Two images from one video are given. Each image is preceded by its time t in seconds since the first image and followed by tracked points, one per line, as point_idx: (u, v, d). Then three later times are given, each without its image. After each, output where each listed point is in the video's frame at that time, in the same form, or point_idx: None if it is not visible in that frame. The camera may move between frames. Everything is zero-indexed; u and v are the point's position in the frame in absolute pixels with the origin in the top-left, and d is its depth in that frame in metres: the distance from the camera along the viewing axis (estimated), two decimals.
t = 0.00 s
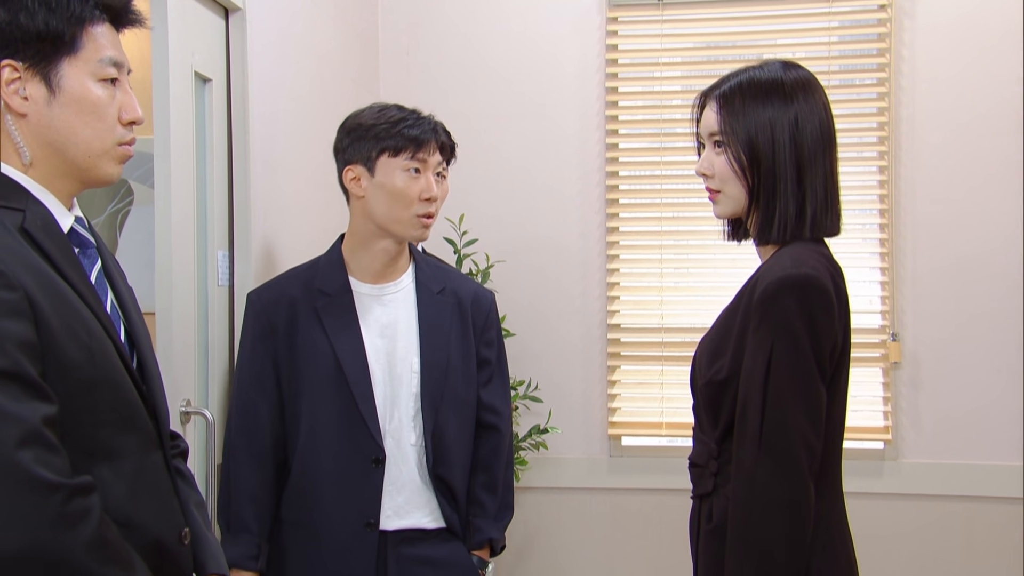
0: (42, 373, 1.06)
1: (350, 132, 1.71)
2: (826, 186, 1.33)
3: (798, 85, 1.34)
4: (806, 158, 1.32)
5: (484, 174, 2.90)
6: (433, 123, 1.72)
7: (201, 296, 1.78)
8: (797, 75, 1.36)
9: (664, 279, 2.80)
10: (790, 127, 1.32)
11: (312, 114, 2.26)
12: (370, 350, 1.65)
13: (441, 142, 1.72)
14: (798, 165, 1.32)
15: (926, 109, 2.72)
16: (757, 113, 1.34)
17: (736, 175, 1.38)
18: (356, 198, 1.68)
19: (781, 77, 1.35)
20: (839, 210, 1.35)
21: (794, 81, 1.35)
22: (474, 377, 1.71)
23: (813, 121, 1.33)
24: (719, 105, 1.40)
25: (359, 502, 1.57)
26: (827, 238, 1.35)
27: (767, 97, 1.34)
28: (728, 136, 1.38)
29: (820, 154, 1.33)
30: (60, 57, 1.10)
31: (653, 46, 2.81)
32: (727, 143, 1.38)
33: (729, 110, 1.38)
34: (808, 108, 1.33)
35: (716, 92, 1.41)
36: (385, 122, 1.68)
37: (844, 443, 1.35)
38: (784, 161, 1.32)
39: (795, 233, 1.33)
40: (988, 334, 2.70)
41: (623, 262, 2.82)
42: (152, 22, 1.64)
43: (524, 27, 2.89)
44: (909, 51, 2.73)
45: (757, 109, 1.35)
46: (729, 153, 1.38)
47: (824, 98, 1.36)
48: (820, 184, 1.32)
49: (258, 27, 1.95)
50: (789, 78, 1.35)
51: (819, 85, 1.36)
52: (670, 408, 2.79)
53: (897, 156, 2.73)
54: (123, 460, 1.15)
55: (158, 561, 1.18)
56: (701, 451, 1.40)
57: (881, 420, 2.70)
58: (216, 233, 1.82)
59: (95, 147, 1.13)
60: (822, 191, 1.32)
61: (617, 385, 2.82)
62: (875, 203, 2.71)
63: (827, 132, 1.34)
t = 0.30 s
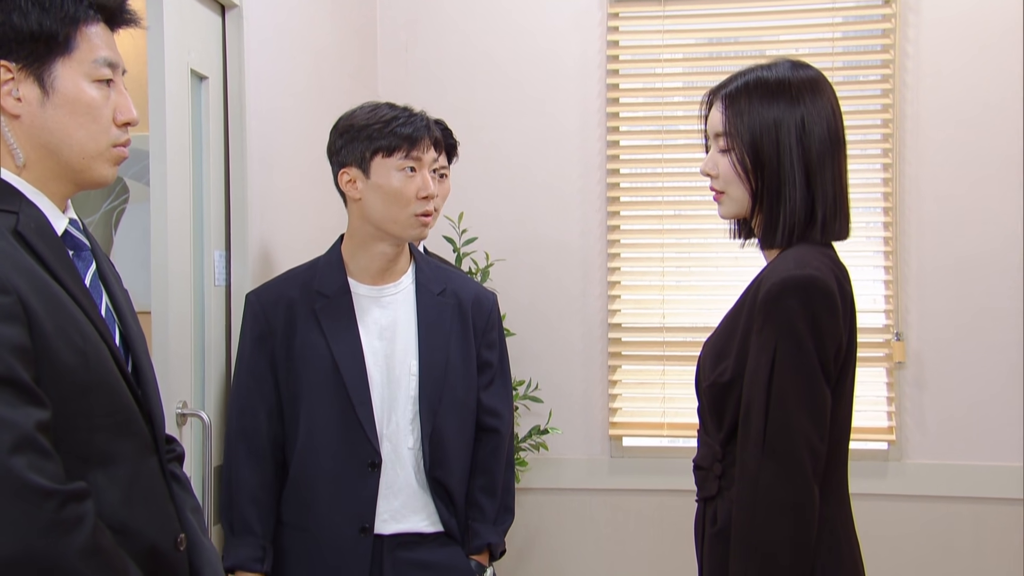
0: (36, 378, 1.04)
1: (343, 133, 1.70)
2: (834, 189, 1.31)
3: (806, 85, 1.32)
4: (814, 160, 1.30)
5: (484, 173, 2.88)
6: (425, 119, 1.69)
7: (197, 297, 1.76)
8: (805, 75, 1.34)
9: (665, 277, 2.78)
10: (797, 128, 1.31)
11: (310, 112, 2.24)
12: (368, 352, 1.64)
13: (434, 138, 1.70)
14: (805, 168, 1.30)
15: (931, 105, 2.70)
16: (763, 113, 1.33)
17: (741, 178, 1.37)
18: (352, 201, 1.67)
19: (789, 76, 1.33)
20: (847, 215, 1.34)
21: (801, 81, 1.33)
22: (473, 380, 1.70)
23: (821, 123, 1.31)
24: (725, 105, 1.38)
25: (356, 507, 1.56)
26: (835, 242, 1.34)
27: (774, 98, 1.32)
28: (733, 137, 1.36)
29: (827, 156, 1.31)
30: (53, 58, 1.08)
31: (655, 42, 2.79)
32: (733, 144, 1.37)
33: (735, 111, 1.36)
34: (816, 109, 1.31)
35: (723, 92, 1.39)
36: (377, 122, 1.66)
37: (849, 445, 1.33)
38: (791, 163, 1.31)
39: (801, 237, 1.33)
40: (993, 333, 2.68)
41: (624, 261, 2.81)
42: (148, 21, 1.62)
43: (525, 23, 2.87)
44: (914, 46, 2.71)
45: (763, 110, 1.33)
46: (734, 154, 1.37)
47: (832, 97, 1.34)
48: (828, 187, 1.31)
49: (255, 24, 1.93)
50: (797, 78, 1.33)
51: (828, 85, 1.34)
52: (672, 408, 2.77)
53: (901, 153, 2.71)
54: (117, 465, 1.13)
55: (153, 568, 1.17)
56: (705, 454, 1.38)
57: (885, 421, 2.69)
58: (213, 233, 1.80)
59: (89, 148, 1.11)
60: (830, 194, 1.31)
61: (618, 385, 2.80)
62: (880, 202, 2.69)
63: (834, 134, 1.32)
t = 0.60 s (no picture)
0: (30, 382, 1.03)
1: (346, 131, 1.67)
2: (835, 193, 1.29)
3: (806, 87, 1.30)
4: (813, 164, 1.28)
5: (484, 170, 2.86)
6: (429, 118, 1.68)
7: (193, 297, 1.75)
8: (805, 76, 1.31)
9: (667, 276, 2.77)
10: (795, 132, 1.29)
11: (306, 108, 2.22)
12: (368, 353, 1.62)
13: (438, 138, 1.68)
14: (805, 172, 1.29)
15: (936, 101, 2.68)
16: (761, 117, 1.31)
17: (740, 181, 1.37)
18: (353, 199, 1.65)
19: (788, 78, 1.31)
20: (854, 220, 1.32)
21: (800, 82, 1.31)
22: (475, 381, 1.68)
23: (820, 126, 1.29)
24: (724, 107, 1.37)
25: (355, 511, 1.54)
26: (842, 249, 1.33)
27: (771, 101, 1.31)
28: (732, 141, 1.35)
29: (827, 160, 1.29)
30: (46, 57, 1.07)
31: (656, 38, 2.77)
32: (732, 148, 1.36)
33: (734, 115, 1.35)
34: (814, 112, 1.29)
35: (722, 94, 1.38)
36: (380, 120, 1.64)
37: (854, 446, 1.32)
38: (789, 167, 1.29)
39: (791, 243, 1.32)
40: (997, 332, 2.66)
41: (624, 259, 2.79)
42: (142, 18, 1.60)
43: (526, 20, 2.85)
44: (918, 42, 2.69)
45: (761, 113, 1.31)
46: (733, 158, 1.36)
47: (834, 98, 1.31)
48: (829, 191, 1.29)
49: (252, 20, 1.91)
50: (796, 79, 1.31)
51: (829, 85, 1.32)
52: (673, 408, 2.76)
53: (905, 151, 2.69)
54: (112, 469, 1.12)
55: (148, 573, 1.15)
56: (708, 456, 1.36)
57: (889, 421, 2.67)
58: (209, 232, 1.79)
59: (83, 149, 1.09)
60: (831, 198, 1.29)
61: (619, 384, 2.79)
62: (883, 199, 2.67)
63: (835, 136, 1.30)
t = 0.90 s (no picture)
0: (22, 385, 1.01)
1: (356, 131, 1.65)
2: (820, 195, 1.28)
3: (794, 87, 1.30)
4: (794, 165, 1.28)
5: (484, 167, 2.84)
6: (412, 123, 1.56)
7: (189, 295, 1.73)
8: (795, 76, 1.31)
9: (668, 273, 2.76)
10: (778, 133, 1.29)
11: (303, 104, 2.20)
12: (369, 350, 1.58)
13: (415, 142, 1.55)
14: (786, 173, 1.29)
15: (940, 96, 2.66)
16: (746, 119, 1.32)
17: (728, 181, 1.38)
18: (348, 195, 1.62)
19: (776, 78, 1.31)
20: (847, 223, 1.31)
21: (788, 83, 1.30)
22: (477, 380, 1.64)
23: (804, 126, 1.28)
24: (716, 109, 1.38)
25: (356, 507, 1.51)
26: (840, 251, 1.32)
27: (756, 103, 1.32)
28: (721, 143, 1.37)
29: (811, 161, 1.28)
30: (37, 54, 1.05)
31: (657, 32, 2.75)
32: (721, 149, 1.38)
33: (723, 116, 1.36)
34: (799, 112, 1.28)
35: (716, 95, 1.39)
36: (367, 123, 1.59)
37: (858, 448, 1.30)
38: (771, 168, 1.29)
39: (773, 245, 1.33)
40: (1000, 329, 2.65)
41: (625, 256, 2.78)
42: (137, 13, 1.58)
43: (527, 14, 2.83)
44: (923, 36, 2.66)
45: (746, 115, 1.32)
46: (723, 159, 1.38)
47: (826, 97, 1.30)
48: (812, 193, 1.28)
49: (247, 15, 1.89)
50: (783, 80, 1.31)
51: (821, 84, 1.31)
52: (674, 406, 2.74)
53: (909, 147, 2.67)
54: (105, 471, 1.11)
55: None
56: (710, 457, 1.35)
57: (892, 420, 2.66)
58: (205, 229, 1.77)
59: (76, 147, 1.08)
60: (814, 199, 1.28)
61: (619, 382, 2.77)
62: (887, 195, 2.66)
63: (823, 137, 1.28)
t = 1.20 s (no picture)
0: (15, 388, 1.00)
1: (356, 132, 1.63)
2: (815, 195, 1.26)
3: (789, 87, 1.29)
4: (788, 164, 1.27)
5: (484, 165, 2.83)
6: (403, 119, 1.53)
7: (185, 295, 1.72)
8: (790, 76, 1.30)
9: (668, 271, 2.74)
10: (772, 133, 1.28)
11: (300, 101, 2.19)
12: (373, 351, 1.53)
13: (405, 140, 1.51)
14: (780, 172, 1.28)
15: (945, 92, 2.64)
16: (741, 119, 1.31)
17: (724, 182, 1.37)
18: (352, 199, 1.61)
19: (771, 77, 1.31)
20: (848, 221, 1.29)
21: (783, 83, 1.30)
22: (481, 383, 1.60)
23: (799, 126, 1.27)
24: (711, 109, 1.37)
25: (359, 509, 1.47)
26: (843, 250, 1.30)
27: (750, 104, 1.31)
28: (716, 143, 1.36)
29: (806, 161, 1.27)
30: (31, 53, 1.03)
31: (657, 28, 2.74)
32: (717, 149, 1.37)
33: (717, 117, 1.35)
34: (794, 112, 1.28)
35: (711, 95, 1.38)
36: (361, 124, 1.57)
37: (861, 451, 1.29)
38: (765, 168, 1.28)
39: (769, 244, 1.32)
40: (1003, 327, 2.63)
41: (625, 254, 2.76)
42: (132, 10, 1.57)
43: (527, 11, 2.81)
44: (927, 32, 2.64)
45: (740, 115, 1.31)
46: (719, 159, 1.37)
47: (823, 96, 1.28)
48: (807, 193, 1.26)
49: (244, 11, 1.87)
50: (778, 80, 1.30)
51: (818, 84, 1.29)
52: (675, 406, 2.73)
53: (913, 143, 2.65)
54: (100, 475, 1.09)
55: None
56: (711, 459, 1.34)
57: (895, 419, 2.64)
58: (201, 228, 1.76)
59: (70, 147, 1.06)
60: (809, 199, 1.26)
61: (620, 382, 2.76)
62: (891, 193, 2.65)
63: (818, 137, 1.27)
